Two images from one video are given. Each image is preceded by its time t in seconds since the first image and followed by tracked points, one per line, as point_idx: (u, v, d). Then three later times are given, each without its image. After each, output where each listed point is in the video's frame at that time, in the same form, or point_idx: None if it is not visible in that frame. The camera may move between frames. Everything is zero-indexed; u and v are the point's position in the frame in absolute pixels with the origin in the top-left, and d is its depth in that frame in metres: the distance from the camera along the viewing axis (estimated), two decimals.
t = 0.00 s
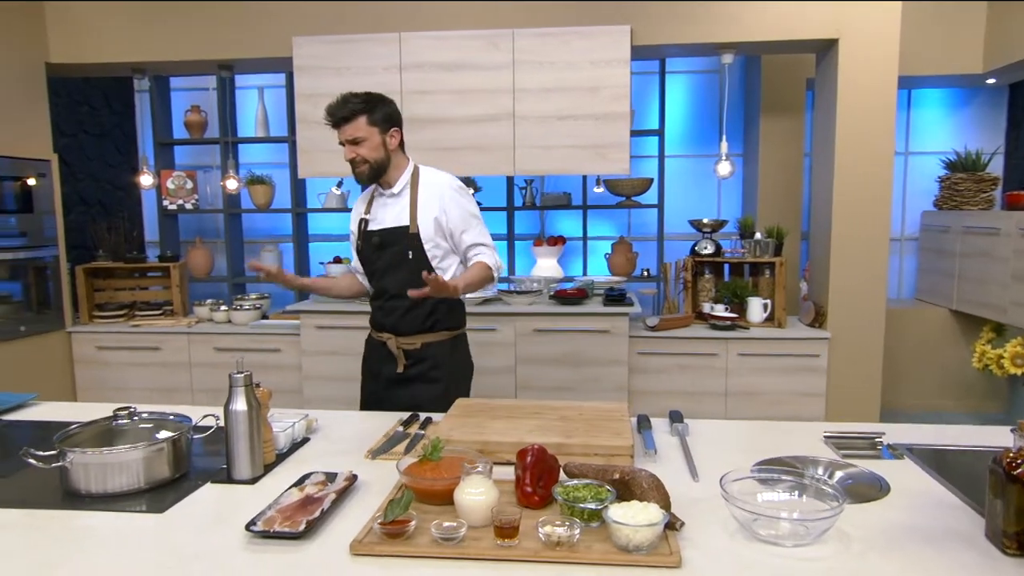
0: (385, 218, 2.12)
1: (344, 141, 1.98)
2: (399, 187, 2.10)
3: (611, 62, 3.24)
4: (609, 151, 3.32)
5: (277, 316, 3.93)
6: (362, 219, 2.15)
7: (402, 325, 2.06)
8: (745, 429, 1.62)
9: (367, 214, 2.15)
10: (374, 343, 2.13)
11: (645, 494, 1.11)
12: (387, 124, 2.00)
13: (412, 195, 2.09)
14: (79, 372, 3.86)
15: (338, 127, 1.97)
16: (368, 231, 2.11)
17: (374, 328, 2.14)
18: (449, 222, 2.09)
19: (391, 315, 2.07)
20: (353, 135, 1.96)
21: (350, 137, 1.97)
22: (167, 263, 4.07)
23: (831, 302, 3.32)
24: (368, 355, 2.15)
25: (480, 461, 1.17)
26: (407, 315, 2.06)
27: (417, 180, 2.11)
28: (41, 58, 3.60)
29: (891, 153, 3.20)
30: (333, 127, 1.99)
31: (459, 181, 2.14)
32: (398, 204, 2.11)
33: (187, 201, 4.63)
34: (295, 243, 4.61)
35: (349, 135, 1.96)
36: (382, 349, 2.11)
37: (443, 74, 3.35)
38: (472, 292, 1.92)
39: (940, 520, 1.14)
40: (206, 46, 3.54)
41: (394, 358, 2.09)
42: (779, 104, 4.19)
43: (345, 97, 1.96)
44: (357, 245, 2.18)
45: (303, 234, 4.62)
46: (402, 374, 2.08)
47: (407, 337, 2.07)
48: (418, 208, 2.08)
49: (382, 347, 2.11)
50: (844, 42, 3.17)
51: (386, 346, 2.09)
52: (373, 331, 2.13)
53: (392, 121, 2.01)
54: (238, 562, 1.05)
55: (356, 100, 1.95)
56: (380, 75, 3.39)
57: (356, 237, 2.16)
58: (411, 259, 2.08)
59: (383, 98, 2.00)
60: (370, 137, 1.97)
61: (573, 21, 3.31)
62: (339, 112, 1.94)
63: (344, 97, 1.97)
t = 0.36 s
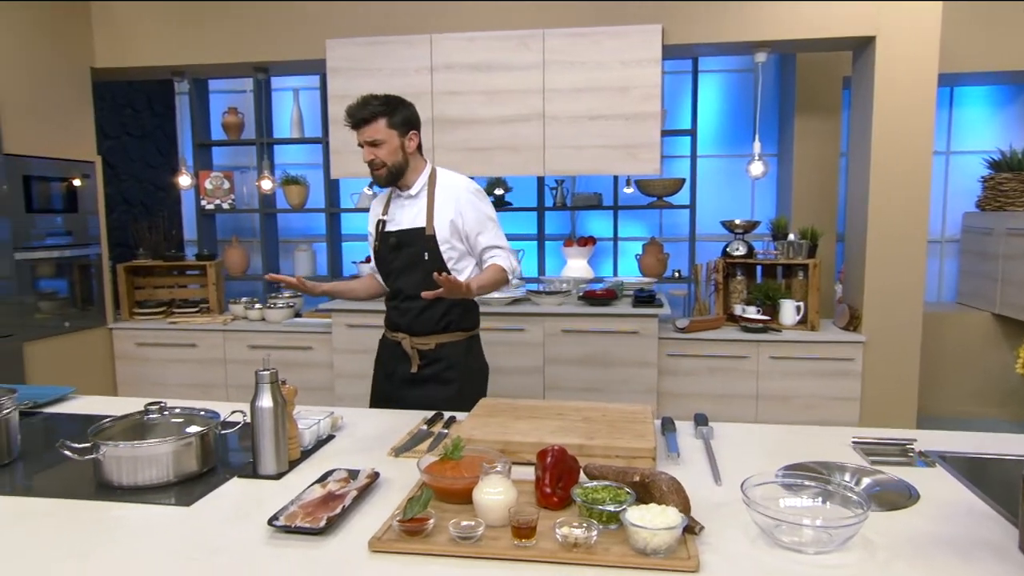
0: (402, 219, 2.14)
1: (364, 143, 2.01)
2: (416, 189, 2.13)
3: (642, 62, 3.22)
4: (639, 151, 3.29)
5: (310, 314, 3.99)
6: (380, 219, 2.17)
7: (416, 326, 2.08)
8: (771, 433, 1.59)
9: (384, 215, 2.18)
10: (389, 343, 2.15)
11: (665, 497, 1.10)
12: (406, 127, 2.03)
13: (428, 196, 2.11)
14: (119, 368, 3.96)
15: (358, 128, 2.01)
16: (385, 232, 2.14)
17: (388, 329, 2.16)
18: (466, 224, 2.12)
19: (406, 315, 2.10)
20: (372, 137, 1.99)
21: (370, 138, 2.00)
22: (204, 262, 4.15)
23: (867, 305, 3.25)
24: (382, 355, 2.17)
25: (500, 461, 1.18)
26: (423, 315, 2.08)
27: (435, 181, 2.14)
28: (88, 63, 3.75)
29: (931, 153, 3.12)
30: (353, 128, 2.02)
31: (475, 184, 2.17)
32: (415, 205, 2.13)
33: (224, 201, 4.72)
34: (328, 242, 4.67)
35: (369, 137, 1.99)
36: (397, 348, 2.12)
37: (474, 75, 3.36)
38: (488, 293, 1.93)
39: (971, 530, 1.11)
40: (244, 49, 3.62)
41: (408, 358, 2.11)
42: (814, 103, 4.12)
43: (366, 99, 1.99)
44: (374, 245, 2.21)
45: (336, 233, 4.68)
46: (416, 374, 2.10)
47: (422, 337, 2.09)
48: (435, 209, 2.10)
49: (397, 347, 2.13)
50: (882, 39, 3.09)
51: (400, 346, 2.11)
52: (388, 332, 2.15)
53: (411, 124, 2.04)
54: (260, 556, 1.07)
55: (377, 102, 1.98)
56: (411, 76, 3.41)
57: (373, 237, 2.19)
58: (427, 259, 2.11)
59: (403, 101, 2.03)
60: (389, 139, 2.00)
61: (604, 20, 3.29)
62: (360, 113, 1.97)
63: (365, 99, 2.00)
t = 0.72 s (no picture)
0: (424, 222, 2.14)
1: (387, 146, 2.01)
2: (439, 191, 2.13)
3: (672, 61, 3.19)
4: (669, 151, 3.26)
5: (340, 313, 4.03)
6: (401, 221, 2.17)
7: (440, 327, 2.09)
8: (802, 436, 1.57)
9: (405, 217, 2.17)
10: (411, 343, 2.16)
11: (695, 500, 1.09)
12: (428, 129, 2.03)
13: (451, 200, 2.11)
14: (155, 364, 4.04)
15: (380, 131, 2.00)
16: (407, 235, 2.14)
17: (411, 329, 2.17)
18: (488, 226, 2.12)
19: (431, 317, 2.11)
20: (395, 140, 1.99)
21: (393, 142, 2.00)
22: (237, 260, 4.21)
23: (901, 308, 3.19)
24: (405, 355, 2.18)
25: (529, 461, 1.18)
26: (447, 317, 2.10)
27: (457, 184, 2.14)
28: (127, 67, 3.85)
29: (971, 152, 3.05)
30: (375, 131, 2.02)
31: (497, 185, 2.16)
32: (437, 208, 2.13)
33: (256, 201, 4.78)
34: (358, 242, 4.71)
35: (392, 140, 1.99)
36: (420, 349, 2.14)
37: (504, 75, 3.36)
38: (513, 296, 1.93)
39: (1011, 540, 1.08)
40: (278, 52, 3.69)
41: (432, 358, 2.12)
42: (849, 102, 4.05)
43: (388, 101, 1.99)
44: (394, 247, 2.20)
45: (366, 233, 4.72)
46: (439, 374, 2.11)
47: (445, 337, 2.10)
48: (458, 212, 2.11)
49: (419, 347, 2.14)
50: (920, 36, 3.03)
51: (424, 346, 2.13)
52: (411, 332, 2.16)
53: (433, 127, 2.04)
54: (291, 552, 1.08)
55: (400, 106, 1.97)
56: (441, 77, 3.42)
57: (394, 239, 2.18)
58: (451, 263, 2.11)
59: (425, 103, 2.03)
60: (411, 143, 2.00)
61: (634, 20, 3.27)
62: (383, 116, 1.97)
63: (388, 101, 1.99)
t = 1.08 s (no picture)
0: (421, 241, 2.11)
1: (372, 172, 1.90)
2: (434, 211, 2.08)
3: (699, 61, 3.17)
4: (696, 152, 3.24)
5: (364, 313, 4.05)
6: (397, 242, 2.12)
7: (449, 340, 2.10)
8: (836, 441, 1.55)
9: (399, 236, 2.11)
10: (421, 355, 2.16)
11: (733, 505, 1.08)
12: (413, 148, 1.92)
13: (449, 218, 2.09)
14: (182, 363, 4.09)
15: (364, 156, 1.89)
16: (407, 258, 2.11)
17: (420, 340, 2.18)
18: (491, 237, 2.13)
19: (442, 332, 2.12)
20: (381, 167, 1.88)
21: (379, 168, 1.88)
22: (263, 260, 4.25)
23: (931, 311, 3.14)
24: (415, 367, 2.18)
25: (563, 463, 1.18)
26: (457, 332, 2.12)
27: (453, 199, 2.10)
28: (157, 68, 3.91)
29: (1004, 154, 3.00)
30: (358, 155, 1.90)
31: (491, 192, 2.14)
32: (436, 226, 2.10)
33: (281, 201, 4.81)
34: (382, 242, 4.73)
35: (377, 166, 1.88)
36: (430, 360, 2.13)
37: (529, 76, 3.35)
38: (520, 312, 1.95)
39: None
40: (306, 53, 3.73)
41: (442, 369, 2.12)
42: (877, 102, 4.00)
43: (369, 123, 1.86)
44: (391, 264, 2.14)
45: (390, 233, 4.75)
46: (450, 385, 2.11)
47: (454, 348, 2.11)
48: (460, 229, 2.09)
49: (429, 358, 2.14)
50: (953, 35, 2.99)
51: (434, 358, 2.13)
52: (419, 343, 2.17)
53: (418, 143, 1.93)
54: (326, 552, 1.09)
55: (382, 129, 1.85)
56: (466, 77, 3.42)
57: (390, 259, 2.14)
58: (457, 281, 2.11)
59: (407, 118, 1.90)
60: (398, 167, 1.90)
61: (661, 20, 3.26)
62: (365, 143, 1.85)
63: (368, 123, 1.86)
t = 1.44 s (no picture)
0: (407, 258, 2.06)
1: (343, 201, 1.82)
2: (417, 226, 2.02)
3: (723, 61, 3.15)
4: (718, 153, 3.21)
5: (383, 314, 4.05)
6: (382, 258, 2.07)
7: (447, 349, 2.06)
8: (873, 445, 1.54)
9: (384, 252, 2.06)
10: (419, 364, 2.13)
11: (778, 510, 1.07)
12: (382, 171, 1.81)
13: (432, 233, 2.02)
14: (202, 362, 4.11)
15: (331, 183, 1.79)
16: (396, 274, 2.07)
17: (415, 350, 2.16)
18: (478, 247, 2.05)
19: (438, 343, 2.09)
20: (351, 196, 1.79)
21: (349, 196, 1.80)
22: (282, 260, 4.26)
23: (957, 314, 3.11)
24: (413, 377, 2.15)
25: (604, 466, 1.17)
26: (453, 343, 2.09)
27: (436, 212, 2.03)
28: (179, 69, 3.93)
29: None
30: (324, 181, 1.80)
31: (478, 201, 2.05)
32: (419, 241, 2.04)
33: (299, 201, 4.82)
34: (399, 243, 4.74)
35: (346, 196, 1.79)
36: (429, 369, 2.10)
37: (551, 77, 3.35)
38: (507, 322, 1.94)
39: None
40: (327, 54, 3.75)
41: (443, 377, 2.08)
42: (900, 103, 3.97)
43: (333, 150, 1.75)
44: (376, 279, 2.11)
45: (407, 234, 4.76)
46: (453, 394, 2.08)
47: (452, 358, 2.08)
48: (444, 242, 2.04)
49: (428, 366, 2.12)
50: (981, 35, 2.95)
51: (432, 366, 2.10)
52: (416, 354, 2.14)
53: (388, 164, 1.82)
54: (368, 554, 1.08)
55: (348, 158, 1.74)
56: (488, 78, 3.42)
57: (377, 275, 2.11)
58: (449, 293, 2.07)
59: (372, 140, 1.78)
60: (370, 194, 1.81)
61: (683, 20, 3.24)
62: (332, 175, 1.74)
63: (332, 151, 1.74)
